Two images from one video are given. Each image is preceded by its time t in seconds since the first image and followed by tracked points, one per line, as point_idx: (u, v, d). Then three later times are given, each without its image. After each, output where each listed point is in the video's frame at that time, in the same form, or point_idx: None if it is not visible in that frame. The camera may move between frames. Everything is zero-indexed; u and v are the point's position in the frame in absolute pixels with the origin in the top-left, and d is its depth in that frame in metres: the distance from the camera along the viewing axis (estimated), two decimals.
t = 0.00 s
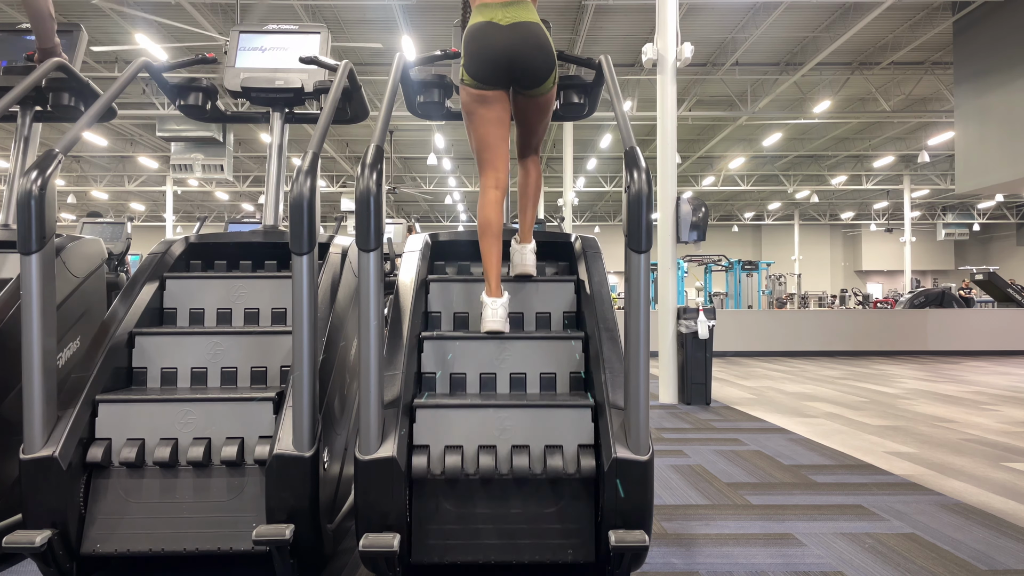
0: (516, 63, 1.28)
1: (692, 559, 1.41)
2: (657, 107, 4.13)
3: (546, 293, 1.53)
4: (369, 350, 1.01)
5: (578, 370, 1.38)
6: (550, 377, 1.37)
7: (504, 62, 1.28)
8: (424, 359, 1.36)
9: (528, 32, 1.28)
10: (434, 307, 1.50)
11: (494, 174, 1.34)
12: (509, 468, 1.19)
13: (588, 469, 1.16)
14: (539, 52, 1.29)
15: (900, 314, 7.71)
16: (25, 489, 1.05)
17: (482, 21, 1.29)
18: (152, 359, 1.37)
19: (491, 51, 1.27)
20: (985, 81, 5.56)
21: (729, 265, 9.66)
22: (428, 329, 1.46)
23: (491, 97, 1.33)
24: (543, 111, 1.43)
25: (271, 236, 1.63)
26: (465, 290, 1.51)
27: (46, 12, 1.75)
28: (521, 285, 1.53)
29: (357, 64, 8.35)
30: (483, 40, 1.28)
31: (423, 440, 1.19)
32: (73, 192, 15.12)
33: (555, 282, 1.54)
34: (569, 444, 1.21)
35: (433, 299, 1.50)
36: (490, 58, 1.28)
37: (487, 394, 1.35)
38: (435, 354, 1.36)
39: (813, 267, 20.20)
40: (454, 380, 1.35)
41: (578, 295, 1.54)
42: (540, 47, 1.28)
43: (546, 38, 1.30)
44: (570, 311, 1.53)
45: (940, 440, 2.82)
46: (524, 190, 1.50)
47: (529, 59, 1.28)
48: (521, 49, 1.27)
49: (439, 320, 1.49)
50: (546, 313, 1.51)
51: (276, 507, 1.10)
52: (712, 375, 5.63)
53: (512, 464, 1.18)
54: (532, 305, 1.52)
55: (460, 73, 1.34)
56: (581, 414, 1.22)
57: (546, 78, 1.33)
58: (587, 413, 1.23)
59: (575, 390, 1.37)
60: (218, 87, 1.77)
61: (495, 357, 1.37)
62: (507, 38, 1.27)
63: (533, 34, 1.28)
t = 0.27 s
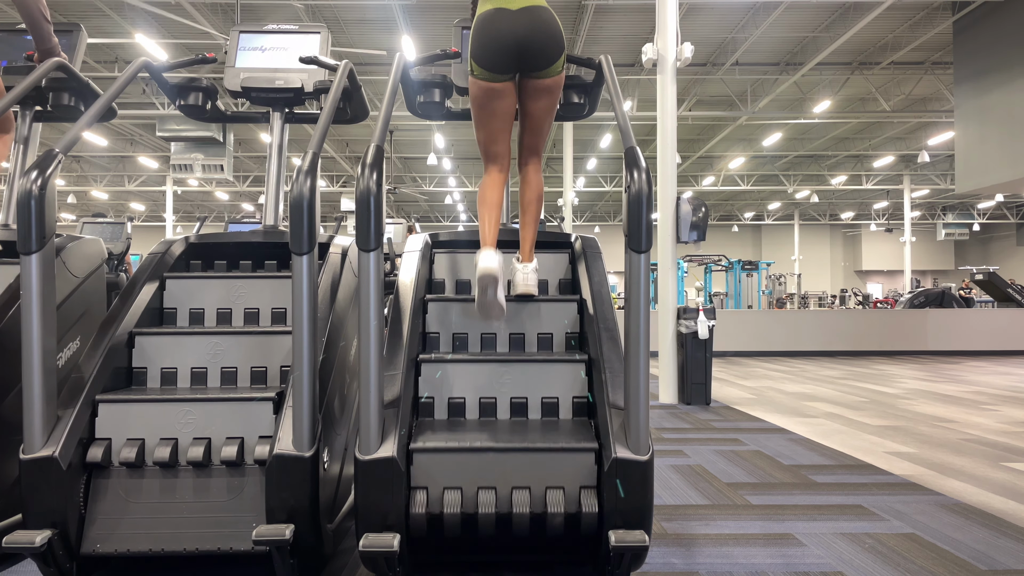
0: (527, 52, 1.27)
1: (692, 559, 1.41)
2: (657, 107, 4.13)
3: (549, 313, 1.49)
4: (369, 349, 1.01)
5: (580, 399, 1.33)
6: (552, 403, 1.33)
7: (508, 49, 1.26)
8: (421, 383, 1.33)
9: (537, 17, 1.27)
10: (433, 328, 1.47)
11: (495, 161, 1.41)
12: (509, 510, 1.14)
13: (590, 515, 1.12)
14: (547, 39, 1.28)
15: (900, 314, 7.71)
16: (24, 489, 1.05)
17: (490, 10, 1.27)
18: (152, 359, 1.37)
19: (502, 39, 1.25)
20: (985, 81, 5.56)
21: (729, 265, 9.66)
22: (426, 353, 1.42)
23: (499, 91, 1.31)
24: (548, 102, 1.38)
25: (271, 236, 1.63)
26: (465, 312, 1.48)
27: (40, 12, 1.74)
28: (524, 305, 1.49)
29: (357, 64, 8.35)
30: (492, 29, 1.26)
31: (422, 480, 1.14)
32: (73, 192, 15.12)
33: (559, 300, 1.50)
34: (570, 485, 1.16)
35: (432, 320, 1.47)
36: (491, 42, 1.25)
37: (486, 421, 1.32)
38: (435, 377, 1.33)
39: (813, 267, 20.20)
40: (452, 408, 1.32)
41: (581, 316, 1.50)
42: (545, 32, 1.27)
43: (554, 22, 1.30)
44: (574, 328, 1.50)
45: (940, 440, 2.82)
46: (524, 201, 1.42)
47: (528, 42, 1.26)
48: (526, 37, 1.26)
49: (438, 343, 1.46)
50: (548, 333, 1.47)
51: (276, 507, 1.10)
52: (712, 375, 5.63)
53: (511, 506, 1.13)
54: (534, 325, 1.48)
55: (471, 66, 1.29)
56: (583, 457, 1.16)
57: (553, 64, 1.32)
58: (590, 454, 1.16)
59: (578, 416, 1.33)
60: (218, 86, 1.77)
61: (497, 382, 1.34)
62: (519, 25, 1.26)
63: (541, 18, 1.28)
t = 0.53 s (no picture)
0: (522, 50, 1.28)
1: (692, 559, 1.41)
2: (657, 107, 4.13)
3: (552, 335, 1.44)
4: (369, 349, 1.01)
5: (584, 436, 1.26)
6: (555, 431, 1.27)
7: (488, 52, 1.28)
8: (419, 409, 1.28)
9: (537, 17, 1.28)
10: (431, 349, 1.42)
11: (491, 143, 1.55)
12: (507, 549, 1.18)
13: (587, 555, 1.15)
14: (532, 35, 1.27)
15: (900, 314, 7.71)
16: (24, 489, 1.05)
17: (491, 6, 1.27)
18: (152, 358, 1.37)
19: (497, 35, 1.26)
20: (985, 81, 5.56)
21: (729, 265, 9.66)
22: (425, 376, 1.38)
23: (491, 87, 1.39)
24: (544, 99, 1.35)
25: (271, 236, 1.63)
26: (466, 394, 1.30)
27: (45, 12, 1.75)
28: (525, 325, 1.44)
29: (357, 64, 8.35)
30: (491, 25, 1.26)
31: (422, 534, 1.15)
32: (73, 192, 15.12)
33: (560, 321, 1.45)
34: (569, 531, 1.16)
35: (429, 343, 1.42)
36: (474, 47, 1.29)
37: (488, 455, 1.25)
38: (436, 403, 1.28)
39: (813, 267, 20.20)
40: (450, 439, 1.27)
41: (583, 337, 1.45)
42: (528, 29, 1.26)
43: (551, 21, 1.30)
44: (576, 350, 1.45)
45: (941, 440, 2.82)
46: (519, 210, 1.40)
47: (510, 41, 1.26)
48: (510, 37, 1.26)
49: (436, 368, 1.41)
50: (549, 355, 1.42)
51: (276, 507, 1.10)
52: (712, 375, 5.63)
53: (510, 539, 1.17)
54: (536, 346, 1.43)
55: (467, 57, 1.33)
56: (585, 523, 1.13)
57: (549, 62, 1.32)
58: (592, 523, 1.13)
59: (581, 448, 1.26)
60: (218, 87, 1.77)
61: (496, 406, 1.29)
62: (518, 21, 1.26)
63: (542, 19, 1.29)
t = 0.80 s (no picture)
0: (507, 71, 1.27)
1: (692, 559, 1.41)
2: (657, 107, 4.13)
3: (552, 358, 1.37)
4: (369, 350, 1.01)
5: (588, 478, 1.14)
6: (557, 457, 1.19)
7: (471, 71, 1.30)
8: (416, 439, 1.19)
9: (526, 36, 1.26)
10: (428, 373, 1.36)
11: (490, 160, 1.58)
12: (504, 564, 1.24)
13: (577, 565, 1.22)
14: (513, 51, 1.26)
15: (900, 314, 7.71)
16: (25, 489, 1.05)
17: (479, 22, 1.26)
18: (152, 359, 1.37)
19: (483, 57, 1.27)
20: (985, 81, 5.56)
21: (729, 265, 9.66)
22: (421, 401, 1.31)
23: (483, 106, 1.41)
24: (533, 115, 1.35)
25: (271, 236, 1.63)
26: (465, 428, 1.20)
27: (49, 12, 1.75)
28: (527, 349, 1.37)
29: (358, 64, 8.35)
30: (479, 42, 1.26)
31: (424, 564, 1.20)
32: (73, 192, 15.12)
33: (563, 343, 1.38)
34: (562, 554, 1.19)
35: (426, 364, 1.36)
36: (458, 70, 1.32)
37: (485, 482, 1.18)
38: (430, 436, 1.19)
39: (813, 267, 20.20)
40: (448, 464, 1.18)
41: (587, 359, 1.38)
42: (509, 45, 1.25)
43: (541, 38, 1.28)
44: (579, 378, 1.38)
45: (940, 440, 2.82)
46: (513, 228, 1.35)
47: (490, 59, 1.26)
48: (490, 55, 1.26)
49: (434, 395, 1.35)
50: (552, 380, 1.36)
51: (276, 507, 1.10)
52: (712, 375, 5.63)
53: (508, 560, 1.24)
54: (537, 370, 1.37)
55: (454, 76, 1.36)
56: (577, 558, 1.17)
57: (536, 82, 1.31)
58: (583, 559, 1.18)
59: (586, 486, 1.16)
60: (218, 87, 1.77)
61: (494, 434, 1.20)
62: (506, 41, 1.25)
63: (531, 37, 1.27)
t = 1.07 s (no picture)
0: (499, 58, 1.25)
1: (692, 559, 1.41)
2: (657, 107, 4.13)
3: (553, 382, 1.34)
4: (369, 349, 1.01)
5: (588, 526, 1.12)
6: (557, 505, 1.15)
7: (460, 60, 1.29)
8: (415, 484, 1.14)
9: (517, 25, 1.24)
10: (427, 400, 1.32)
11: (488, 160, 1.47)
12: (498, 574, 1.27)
13: None
14: (502, 36, 1.23)
15: (900, 314, 7.71)
16: (25, 488, 1.05)
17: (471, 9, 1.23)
18: (152, 359, 1.37)
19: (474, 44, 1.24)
20: (985, 81, 5.56)
21: (729, 265, 9.66)
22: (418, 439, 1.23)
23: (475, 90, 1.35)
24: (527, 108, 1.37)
25: (271, 236, 1.63)
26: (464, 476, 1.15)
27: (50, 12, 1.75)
28: (527, 373, 1.34)
29: (358, 64, 8.35)
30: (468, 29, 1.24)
31: None
32: (73, 192, 15.13)
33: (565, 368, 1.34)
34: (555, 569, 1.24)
35: (424, 390, 1.32)
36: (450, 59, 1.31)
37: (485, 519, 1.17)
38: (431, 484, 1.14)
39: (813, 267, 20.21)
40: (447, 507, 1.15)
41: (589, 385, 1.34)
42: (494, 26, 1.22)
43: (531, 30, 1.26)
44: (582, 403, 1.33)
45: (940, 440, 2.82)
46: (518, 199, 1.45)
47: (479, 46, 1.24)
48: (476, 40, 1.24)
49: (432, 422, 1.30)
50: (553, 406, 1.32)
51: (276, 507, 1.10)
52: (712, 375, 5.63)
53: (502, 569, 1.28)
54: (539, 396, 1.34)
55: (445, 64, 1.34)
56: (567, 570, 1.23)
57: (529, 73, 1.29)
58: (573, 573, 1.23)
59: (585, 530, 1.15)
60: (218, 87, 1.77)
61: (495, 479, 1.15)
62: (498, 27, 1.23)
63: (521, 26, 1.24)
